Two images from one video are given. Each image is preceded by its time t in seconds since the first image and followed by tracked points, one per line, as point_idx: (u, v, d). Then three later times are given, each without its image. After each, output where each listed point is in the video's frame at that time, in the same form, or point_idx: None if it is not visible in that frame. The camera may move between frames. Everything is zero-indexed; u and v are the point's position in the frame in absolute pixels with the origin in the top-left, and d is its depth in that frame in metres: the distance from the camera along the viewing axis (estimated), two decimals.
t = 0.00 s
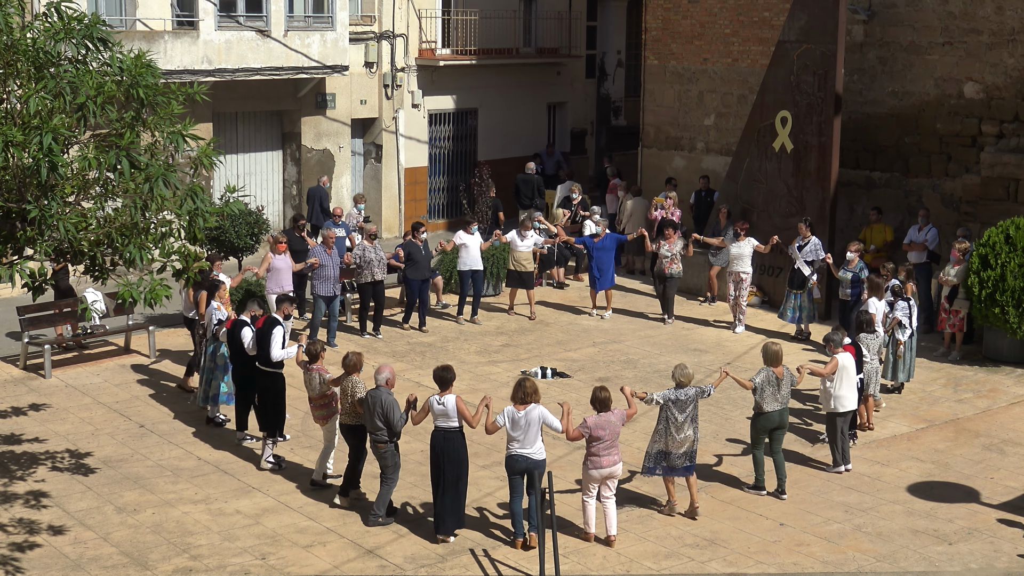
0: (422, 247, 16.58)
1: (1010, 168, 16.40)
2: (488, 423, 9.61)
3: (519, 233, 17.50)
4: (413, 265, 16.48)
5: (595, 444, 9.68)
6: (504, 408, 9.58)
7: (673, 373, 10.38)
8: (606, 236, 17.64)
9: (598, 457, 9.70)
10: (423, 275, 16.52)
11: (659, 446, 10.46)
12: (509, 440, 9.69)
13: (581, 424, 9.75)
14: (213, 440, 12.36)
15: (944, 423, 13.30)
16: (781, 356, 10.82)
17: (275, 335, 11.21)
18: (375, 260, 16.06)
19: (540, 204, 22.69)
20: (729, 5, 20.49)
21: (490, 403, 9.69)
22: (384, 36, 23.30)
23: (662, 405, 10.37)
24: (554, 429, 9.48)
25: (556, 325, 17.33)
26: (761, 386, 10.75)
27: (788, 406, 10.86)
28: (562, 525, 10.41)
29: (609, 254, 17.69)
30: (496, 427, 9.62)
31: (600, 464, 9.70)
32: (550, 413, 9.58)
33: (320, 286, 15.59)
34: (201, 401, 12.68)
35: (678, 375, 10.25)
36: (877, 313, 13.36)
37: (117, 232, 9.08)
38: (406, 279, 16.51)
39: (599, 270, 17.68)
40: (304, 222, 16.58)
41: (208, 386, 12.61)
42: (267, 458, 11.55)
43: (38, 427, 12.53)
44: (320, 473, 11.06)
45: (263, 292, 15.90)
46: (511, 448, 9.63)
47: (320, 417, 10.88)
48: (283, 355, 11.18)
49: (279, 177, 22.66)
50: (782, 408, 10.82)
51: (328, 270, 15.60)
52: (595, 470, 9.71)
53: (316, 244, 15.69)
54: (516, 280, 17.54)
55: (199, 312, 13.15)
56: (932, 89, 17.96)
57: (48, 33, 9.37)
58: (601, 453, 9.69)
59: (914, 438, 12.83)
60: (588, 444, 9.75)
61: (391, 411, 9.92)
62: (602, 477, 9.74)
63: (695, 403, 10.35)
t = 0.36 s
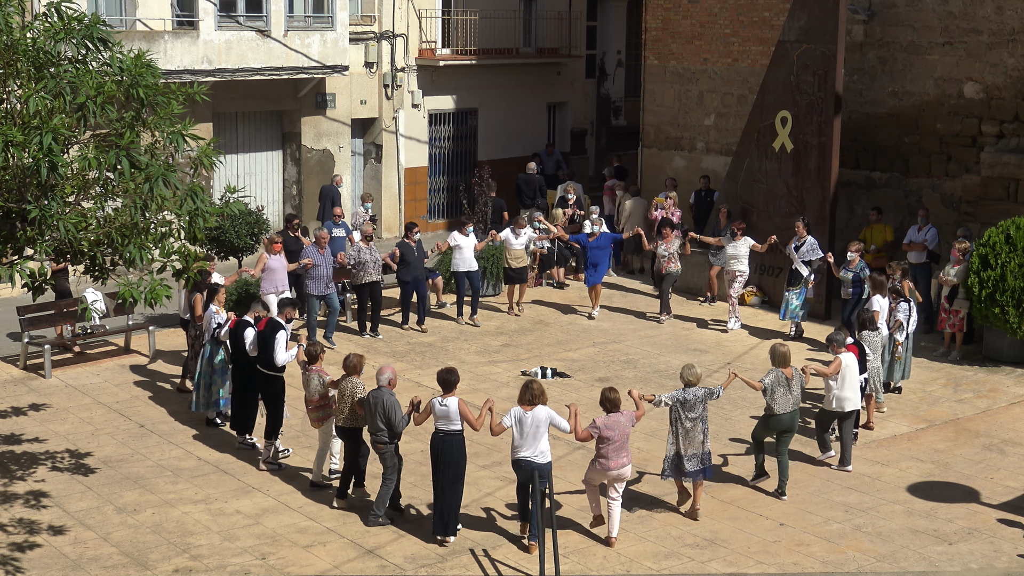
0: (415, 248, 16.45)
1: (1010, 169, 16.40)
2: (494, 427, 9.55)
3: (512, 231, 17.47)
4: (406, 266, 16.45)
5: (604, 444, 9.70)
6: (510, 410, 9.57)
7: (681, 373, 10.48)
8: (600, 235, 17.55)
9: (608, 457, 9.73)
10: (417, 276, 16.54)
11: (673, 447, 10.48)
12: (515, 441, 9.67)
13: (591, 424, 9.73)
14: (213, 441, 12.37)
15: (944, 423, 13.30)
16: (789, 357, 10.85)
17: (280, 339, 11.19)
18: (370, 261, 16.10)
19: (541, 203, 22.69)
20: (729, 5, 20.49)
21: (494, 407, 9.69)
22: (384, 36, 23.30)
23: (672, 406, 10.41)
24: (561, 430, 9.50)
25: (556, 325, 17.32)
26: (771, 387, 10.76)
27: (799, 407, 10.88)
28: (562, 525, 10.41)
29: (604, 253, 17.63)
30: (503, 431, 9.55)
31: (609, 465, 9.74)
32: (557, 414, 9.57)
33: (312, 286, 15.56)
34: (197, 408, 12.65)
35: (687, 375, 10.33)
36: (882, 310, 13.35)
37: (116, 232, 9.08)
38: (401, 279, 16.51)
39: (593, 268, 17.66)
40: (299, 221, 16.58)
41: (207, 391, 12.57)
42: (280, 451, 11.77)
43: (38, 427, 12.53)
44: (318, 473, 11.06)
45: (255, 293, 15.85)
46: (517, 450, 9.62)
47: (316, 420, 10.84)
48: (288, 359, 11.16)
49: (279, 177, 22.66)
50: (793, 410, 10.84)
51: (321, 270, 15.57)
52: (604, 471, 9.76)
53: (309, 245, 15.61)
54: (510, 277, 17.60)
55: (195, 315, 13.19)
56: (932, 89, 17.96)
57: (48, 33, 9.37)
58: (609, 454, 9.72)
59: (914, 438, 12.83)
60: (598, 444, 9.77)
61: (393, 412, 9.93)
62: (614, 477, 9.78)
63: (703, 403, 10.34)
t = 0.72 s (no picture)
0: (415, 247, 16.45)
1: (1010, 168, 16.41)
2: (496, 428, 9.57)
3: (512, 233, 17.49)
4: (405, 266, 16.44)
5: (605, 444, 9.69)
6: (512, 410, 9.59)
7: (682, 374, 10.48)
8: (598, 235, 17.63)
9: (608, 456, 9.72)
10: (417, 276, 16.55)
11: (677, 446, 10.48)
12: (517, 442, 9.69)
13: (593, 424, 9.74)
14: (213, 441, 12.37)
15: (944, 423, 13.29)
16: (792, 358, 10.79)
17: (281, 342, 11.21)
18: (369, 262, 16.12)
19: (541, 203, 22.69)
20: (729, 5, 20.49)
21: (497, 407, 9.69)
22: (384, 36, 23.30)
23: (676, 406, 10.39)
24: (562, 430, 9.49)
25: (556, 326, 17.32)
26: (773, 386, 10.78)
27: (800, 407, 10.89)
28: (562, 525, 10.41)
29: (603, 255, 17.66)
30: (505, 431, 9.57)
31: (610, 464, 9.73)
32: (559, 415, 9.57)
33: (311, 288, 15.55)
34: (202, 409, 12.60)
35: (689, 374, 10.32)
36: (883, 312, 13.34)
37: (116, 232, 9.08)
38: (399, 281, 16.50)
39: (592, 269, 17.66)
40: (298, 222, 16.61)
41: (213, 394, 12.50)
42: (300, 445, 11.94)
43: (38, 427, 12.53)
44: (319, 473, 11.05)
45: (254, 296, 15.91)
46: (519, 450, 9.63)
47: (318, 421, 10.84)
48: (292, 358, 11.20)
49: (279, 177, 22.65)
50: (794, 409, 10.85)
51: (320, 270, 15.55)
52: (604, 470, 9.75)
53: (307, 246, 15.65)
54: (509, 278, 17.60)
55: (196, 315, 13.16)
56: (932, 89, 17.96)
57: (48, 33, 9.36)
58: (610, 454, 9.71)
59: (914, 438, 12.83)
60: (599, 443, 9.77)
61: (397, 411, 9.95)
62: (616, 477, 9.77)
63: (707, 404, 10.36)
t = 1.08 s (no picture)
0: (417, 250, 16.50)
1: (1010, 168, 16.41)
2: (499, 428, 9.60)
3: (518, 234, 17.47)
4: (407, 267, 16.46)
5: (602, 442, 9.71)
6: (513, 408, 9.58)
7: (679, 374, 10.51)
8: (597, 236, 17.61)
9: (605, 454, 9.73)
10: (419, 277, 16.54)
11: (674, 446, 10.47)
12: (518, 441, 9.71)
13: (590, 423, 9.74)
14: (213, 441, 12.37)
15: (944, 423, 13.29)
16: (785, 356, 10.83)
17: (289, 340, 11.20)
18: (370, 262, 16.06)
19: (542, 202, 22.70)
20: (729, 5, 20.49)
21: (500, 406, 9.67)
22: (384, 36, 23.31)
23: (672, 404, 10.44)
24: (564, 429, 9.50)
25: (556, 326, 17.32)
26: (767, 384, 10.82)
27: (793, 404, 10.93)
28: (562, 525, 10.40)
29: (603, 255, 17.65)
30: (507, 430, 9.60)
31: (607, 462, 9.73)
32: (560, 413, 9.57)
33: (313, 289, 15.51)
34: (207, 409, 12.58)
35: (686, 373, 10.36)
36: (878, 309, 13.44)
37: (116, 233, 9.08)
38: (402, 282, 16.50)
39: (590, 270, 17.65)
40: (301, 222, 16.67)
41: (214, 394, 12.50)
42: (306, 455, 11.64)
43: (38, 427, 12.53)
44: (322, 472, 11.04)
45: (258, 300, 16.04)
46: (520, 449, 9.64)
47: (326, 420, 10.80)
48: (298, 357, 11.18)
49: (279, 177, 22.65)
50: (788, 405, 10.88)
51: (320, 272, 15.52)
52: (602, 468, 9.75)
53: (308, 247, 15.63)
54: (514, 280, 17.54)
55: (204, 315, 13.10)
56: (932, 89, 17.96)
57: (48, 33, 9.36)
58: (607, 451, 9.72)
59: (914, 438, 12.83)
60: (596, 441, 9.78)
61: (407, 409, 9.96)
62: (615, 475, 9.76)
63: (701, 403, 10.36)
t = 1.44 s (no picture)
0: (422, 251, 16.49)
1: (1010, 168, 16.41)
2: (502, 426, 9.60)
3: (523, 237, 17.37)
4: (411, 269, 16.36)
5: (599, 439, 9.74)
6: (516, 407, 9.57)
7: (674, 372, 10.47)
8: (597, 238, 17.63)
9: (602, 453, 9.75)
10: (422, 280, 16.40)
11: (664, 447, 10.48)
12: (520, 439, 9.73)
13: (587, 420, 9.78)
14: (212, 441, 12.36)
15: (944, 423, 13.30)
16: (780, 354, 10.87)
17: (298, 340, 11.21)
18: (371, 264, 16.02)
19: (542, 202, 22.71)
20: (729, 5, 20.49)
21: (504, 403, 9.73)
22: (384, 36, 23.31)
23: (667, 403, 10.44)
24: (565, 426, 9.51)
25: (556, 326, 17.33)
26: (761, 383, 10.90)
27: (786, 403, 10.99)
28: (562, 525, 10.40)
29: (602, 257, 17.65)
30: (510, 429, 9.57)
31: (605, 461, 9.75)
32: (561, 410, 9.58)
33: (312, 291, 15.47)
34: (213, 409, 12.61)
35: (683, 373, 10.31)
36: (872, 311, 13.40)
37: (116, 232, 9.08)
38: (405, 283, 16.40)
39: (589, 269, 17.61)
40: (306, 222, 16.64)
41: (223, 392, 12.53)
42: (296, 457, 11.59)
43: (38, 427, 12.53)
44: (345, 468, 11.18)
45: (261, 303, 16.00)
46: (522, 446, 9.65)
47: (337, 418, 10.85)
48: (307, 358, 11.21)
49: (279, 177, 22.64)
50: (781, 405, 10.93)
51: (320, 274, 15.51)
52: (600, 468, 9.76)
53: (309, 249, 15.66)
54: (522, 281, 17.47)
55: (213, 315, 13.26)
56: (932, 89, 17.96)
57: (48, 33, 9.36)
58: (605, 449, 9.75)
59: (914, 438, 12.83)
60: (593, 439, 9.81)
61: (412, 409, 9.95)
62: (607, 474, 9.80)
63: (696, 400, 10.39)
